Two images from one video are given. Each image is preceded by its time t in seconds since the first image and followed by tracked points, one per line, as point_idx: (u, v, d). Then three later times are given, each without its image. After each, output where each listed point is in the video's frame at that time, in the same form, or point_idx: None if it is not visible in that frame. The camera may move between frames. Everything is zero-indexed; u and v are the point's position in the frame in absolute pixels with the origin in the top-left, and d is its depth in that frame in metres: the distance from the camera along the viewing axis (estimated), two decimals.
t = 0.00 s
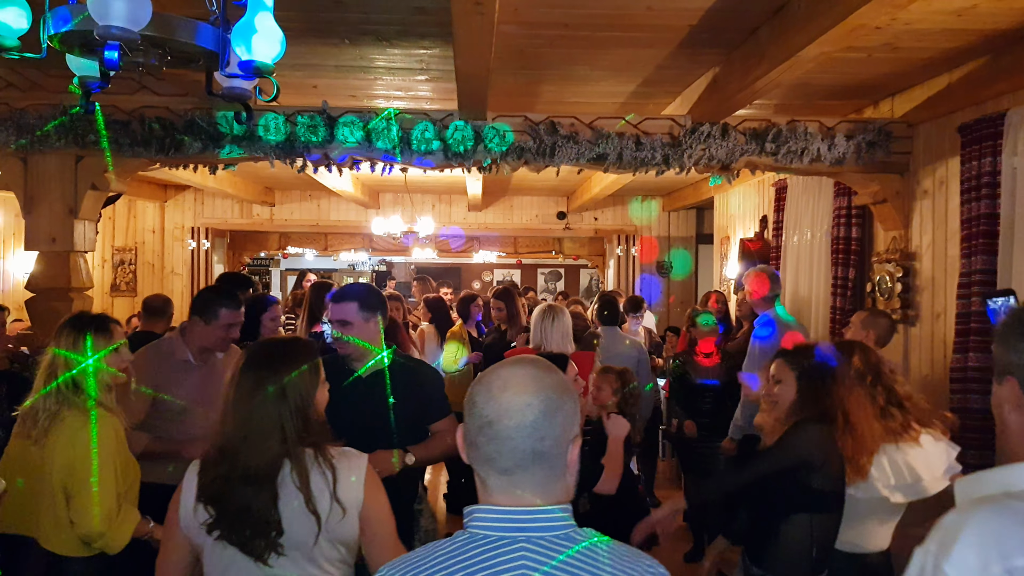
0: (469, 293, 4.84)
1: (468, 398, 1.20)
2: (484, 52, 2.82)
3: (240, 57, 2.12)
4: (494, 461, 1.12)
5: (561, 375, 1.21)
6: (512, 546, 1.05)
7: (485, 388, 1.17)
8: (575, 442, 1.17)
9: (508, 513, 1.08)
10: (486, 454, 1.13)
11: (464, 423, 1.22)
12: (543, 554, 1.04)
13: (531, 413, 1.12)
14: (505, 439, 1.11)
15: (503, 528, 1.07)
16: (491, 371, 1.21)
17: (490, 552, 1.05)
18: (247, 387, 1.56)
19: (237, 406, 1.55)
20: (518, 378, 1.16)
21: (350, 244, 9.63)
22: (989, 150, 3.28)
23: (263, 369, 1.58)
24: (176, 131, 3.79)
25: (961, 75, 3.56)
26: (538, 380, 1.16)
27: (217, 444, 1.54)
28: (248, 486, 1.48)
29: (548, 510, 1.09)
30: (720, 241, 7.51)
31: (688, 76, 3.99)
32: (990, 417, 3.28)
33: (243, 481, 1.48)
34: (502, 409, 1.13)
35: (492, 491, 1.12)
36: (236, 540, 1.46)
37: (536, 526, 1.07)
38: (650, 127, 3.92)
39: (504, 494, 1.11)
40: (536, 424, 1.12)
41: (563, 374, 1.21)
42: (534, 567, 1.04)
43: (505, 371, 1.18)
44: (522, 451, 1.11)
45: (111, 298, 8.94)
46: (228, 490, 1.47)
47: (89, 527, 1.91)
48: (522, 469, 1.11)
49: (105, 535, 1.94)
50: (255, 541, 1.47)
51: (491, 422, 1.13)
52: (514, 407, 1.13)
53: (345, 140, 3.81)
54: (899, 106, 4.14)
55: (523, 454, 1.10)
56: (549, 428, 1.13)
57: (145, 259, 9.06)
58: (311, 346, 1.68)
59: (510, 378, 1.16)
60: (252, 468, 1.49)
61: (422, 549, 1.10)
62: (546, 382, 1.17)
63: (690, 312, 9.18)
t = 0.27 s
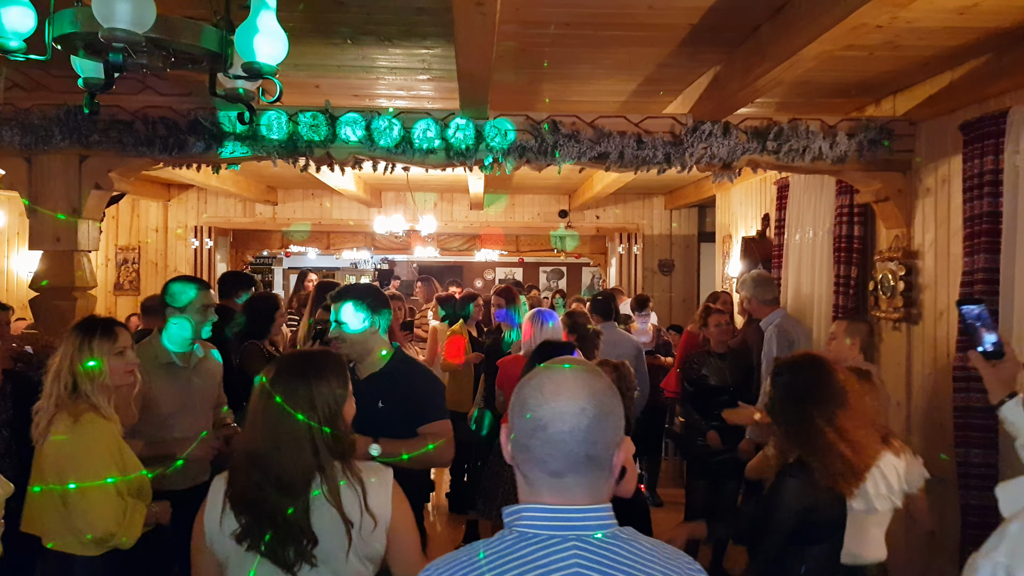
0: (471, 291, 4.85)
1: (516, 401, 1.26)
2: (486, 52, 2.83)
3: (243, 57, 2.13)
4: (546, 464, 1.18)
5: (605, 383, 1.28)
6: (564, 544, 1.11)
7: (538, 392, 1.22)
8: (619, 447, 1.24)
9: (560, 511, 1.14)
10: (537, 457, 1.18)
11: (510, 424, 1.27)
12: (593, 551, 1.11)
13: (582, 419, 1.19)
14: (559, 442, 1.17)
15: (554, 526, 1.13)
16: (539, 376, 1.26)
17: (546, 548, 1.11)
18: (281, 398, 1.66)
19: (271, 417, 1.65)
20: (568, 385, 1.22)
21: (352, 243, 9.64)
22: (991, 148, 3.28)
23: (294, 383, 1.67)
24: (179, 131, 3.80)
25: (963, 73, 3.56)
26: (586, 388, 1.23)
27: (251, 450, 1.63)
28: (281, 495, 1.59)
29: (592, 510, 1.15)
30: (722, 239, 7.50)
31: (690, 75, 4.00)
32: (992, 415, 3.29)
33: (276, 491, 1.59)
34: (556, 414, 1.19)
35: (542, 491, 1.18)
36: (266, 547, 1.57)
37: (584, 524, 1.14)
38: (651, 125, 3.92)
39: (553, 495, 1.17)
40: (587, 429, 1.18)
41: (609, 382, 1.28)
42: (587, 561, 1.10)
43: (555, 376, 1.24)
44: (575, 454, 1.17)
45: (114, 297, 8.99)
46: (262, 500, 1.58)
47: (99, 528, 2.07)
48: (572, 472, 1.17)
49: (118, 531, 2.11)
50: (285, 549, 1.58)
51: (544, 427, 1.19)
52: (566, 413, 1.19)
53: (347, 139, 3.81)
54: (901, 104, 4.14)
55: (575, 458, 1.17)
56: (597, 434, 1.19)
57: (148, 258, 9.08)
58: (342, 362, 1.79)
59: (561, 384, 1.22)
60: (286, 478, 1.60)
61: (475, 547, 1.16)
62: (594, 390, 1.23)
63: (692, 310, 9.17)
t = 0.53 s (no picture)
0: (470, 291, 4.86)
1: (550, 397, 1.27)
2: (487, 51, 2.83)
3: (244, 56, 2.13)
4: (580, 460, 1.19)
5: (637, 382, 1.30)
6: (598, 537, 1.12)
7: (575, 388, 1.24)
8: (650, 446, 1.27)
9: (590, 503, 1.15)
10: (573, 453, 1.20)
11: (541, 419, 1.28)
12: (626, 544, 1.12)
13: (618, 418, 1.21)
14: (595, 438, 1.19)
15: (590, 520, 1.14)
16: (573, 373, 1.28)
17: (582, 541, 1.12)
18: (295, 388, 1.68)
19: (284, 405, 1.67)
20: (605, 384, 1.24)
21: (353, 243, 9.64)
22: (993, 148, 3.27)
23: (307, 373, 1.70)
24: (180, 129, 3.80)
25: (964, 73, 3.56)
26: (622, 386, 1.25)
27: (265, 438, 1.66)
28: (294, 483, 1.62)
29: (622, 504, 1.16)
30: (723, 239, 7.50)
31: (692, 74, 4.00)
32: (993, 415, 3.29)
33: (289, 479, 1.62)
34: (594, 411, 1.21)
35: (575, 485, 1.19)
36: (278, 534, 1.60)
37: (616, 516, 1.15)
38: (653, 124, 3.93)
39: (585, 490, 1.18)
40: (622, 428, 1.20)
41: (642, 382, 1.30)
42: (622, 552, 1.11)
43: (591, 372, 1.26)
44: (610, 450, 1.19)
45: (115, 296, 9.03)
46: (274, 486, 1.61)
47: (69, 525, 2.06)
48: (606, 470, 1.19)
49: (91, 525, 2.08)
50: (295, 536, 1.61)
51: (582, 424, 1.20)
52: (603, 411, 1.21)
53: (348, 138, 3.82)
54: (902, 104, 4.14)
55: (611, 456, 1.19)
56: (631, 432, 1.21)
57: (149, 257, 9.09)
58: (353, 352, 1.81)
59: (598, 381, 1.24)
60: (299, 466, 1.63)
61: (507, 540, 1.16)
62: (629, 389, 1.25)
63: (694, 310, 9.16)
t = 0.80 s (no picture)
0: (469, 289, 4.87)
1: (557, 393, 1.27)
2: (488, 49, 2.83)
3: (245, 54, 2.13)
4: (586, 456, 1.19)
5: (645, 379, 1.29)
6: (599, 535, 1.12)
7: (582, 384, 1.24)
8: (655, 443, 1.26)
9: (589, 501, 1.15)
10: (578, 449, 1.20)
11: (548, 415, 1.28)
12: (627, 542, 1.12)
13: (624, 414, 1.20)
14: (601, 435, 1.19)
15: (587, 517, 1.14)
16: (581, 369, 1.28)
17: (580, 538, 1.12)
18: (291, 384, 1.67)
19: (281, 402, 1.66)
20: (612, 380, 1.24)
21: (354, 241, 9.64)
22: (993, 146, 3.27)
23: (304, 368, 1.69)
24: (181, 128, 3.80)
25: (964, 71, 3.56)
26: (629, 383, 1.24)
27: (262, 434, 1.65)
28: (292, 479, 1.61)
29: (625, 501, 1.16)
30: (723, 237, 7.49)
31: (693, 72, 3.99)
32: (993, 413, 3.29)
33: (287, 474, 1.61)
34: (600, 408, 1.21)
35: (578, 481, 1.19)
36: (277, 531, 1.60)
37: (618, 515, 1.15)
38: (653, 123, 3.93)
39: (589, 486, 1.18)
40: (628, 425, 1.20)
41: (650, 379, 1.30)
42: (622, 549, 1.11)
43: (598, 369, 1.26)
44: (616, 448, 1.19)
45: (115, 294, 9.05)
46: (273, 483, 1.60)
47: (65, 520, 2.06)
48: (611, 466, 1.18)
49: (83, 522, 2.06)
50: (294, 533, 1.61)
51: (588, 420, 1.20)
52: (609, 408, 1.20)
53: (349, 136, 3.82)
54: (903, 102, 4.13)
55: (616, 452, 1.18)
56: (637, 429, 1.21)
57: (149, 255, 9.09)
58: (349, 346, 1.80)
59: (606, 378, 1.24)
60: (298, 462, 1.62)
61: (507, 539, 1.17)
62: (636, 386, 1.25)
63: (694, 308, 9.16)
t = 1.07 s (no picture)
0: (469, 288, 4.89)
1: (543, 393, 1.24)
2: (488, 48, 2.84)
3: (245, 54, 2.14)
4: (571, 456, 1.16)
5: (632, 378, 1.26)
6: (585, 532, 1.10)
7: (567, 384, 1.21)
8: (644, 443, 1.23)
9: (573, 501, 1.12)
10: (563, 450, 1.17)
11: (534, 416, 1.25)
12: (613, 541, 1.09)
13: (610, 413, 1.18)
14: (586, 435, 1.16)
15: (571, 515, 1.11)
16: (566, 369, 1.25)
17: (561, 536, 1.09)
18: (279, 401, 1.64)
19: (271, 424, 1.63)
20: (597, 379, 1.21)
21: (354, 240, 9.64)
22: (991, 145, 3.28)
23: (293, 385, 1.66)
24: (180, 127, 3.81)
25: (963, 71, 3.57)
26: (615, 382, 1.22)
27: (249, 454, 1.60)
28: (282, 500, 1.56)
29: (611, 500, 1.13)
30: (723, 236, 7.50)
31: (692, 72, 4.00)
32: (991, 411, 3.31)
33: (274, 494, 1.56)
34: (585, 407, 1.18)
35: (563, 482, 1.16)
36: (263, 553, 1.54)
37: (603, 513, 1.12)
38: (652, 122, 3.94)
39: (575, 487, 1.15)
40: (614, 424, 1.17)
41: (639, 378, 1.27)
42: (605, 549, 1.08)
43: (585, 368, 1.23)
44: (601, 449, 1.16)
45: (114, 293, 9.06)
46: (260, 503, 1.55)
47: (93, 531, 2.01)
48: (597, 466, 1.15)
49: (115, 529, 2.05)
50: (280, 555, 1.54)
51: (572, 420, 1.18)
52: (594, 407, 1.18)
53: (348, 135, 3.83)
54: (902, 101, 4.14)
55: (601, 452, 1.16)
56: (624, 429, 1.18)
57: (149, 254, 9.10)
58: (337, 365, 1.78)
59: (591, 376, 1.21)
60: (286, 481, 1.58)
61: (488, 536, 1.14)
62: (622, 385, 1.22)
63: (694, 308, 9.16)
